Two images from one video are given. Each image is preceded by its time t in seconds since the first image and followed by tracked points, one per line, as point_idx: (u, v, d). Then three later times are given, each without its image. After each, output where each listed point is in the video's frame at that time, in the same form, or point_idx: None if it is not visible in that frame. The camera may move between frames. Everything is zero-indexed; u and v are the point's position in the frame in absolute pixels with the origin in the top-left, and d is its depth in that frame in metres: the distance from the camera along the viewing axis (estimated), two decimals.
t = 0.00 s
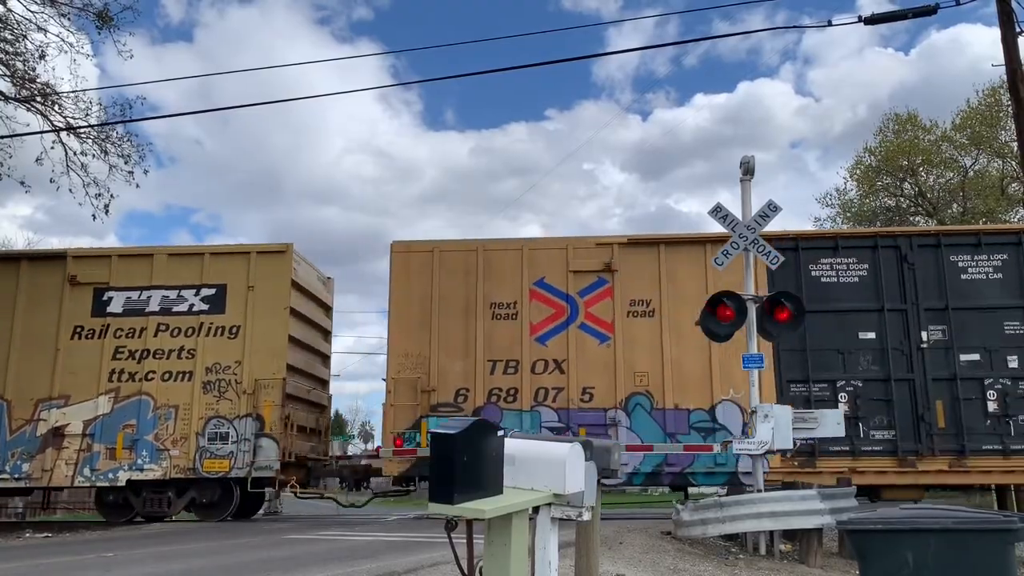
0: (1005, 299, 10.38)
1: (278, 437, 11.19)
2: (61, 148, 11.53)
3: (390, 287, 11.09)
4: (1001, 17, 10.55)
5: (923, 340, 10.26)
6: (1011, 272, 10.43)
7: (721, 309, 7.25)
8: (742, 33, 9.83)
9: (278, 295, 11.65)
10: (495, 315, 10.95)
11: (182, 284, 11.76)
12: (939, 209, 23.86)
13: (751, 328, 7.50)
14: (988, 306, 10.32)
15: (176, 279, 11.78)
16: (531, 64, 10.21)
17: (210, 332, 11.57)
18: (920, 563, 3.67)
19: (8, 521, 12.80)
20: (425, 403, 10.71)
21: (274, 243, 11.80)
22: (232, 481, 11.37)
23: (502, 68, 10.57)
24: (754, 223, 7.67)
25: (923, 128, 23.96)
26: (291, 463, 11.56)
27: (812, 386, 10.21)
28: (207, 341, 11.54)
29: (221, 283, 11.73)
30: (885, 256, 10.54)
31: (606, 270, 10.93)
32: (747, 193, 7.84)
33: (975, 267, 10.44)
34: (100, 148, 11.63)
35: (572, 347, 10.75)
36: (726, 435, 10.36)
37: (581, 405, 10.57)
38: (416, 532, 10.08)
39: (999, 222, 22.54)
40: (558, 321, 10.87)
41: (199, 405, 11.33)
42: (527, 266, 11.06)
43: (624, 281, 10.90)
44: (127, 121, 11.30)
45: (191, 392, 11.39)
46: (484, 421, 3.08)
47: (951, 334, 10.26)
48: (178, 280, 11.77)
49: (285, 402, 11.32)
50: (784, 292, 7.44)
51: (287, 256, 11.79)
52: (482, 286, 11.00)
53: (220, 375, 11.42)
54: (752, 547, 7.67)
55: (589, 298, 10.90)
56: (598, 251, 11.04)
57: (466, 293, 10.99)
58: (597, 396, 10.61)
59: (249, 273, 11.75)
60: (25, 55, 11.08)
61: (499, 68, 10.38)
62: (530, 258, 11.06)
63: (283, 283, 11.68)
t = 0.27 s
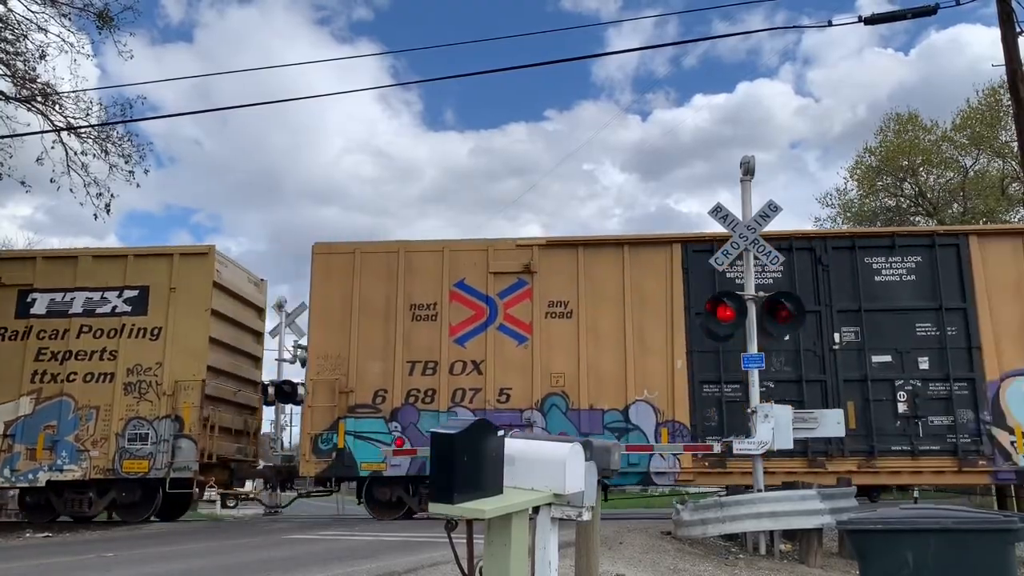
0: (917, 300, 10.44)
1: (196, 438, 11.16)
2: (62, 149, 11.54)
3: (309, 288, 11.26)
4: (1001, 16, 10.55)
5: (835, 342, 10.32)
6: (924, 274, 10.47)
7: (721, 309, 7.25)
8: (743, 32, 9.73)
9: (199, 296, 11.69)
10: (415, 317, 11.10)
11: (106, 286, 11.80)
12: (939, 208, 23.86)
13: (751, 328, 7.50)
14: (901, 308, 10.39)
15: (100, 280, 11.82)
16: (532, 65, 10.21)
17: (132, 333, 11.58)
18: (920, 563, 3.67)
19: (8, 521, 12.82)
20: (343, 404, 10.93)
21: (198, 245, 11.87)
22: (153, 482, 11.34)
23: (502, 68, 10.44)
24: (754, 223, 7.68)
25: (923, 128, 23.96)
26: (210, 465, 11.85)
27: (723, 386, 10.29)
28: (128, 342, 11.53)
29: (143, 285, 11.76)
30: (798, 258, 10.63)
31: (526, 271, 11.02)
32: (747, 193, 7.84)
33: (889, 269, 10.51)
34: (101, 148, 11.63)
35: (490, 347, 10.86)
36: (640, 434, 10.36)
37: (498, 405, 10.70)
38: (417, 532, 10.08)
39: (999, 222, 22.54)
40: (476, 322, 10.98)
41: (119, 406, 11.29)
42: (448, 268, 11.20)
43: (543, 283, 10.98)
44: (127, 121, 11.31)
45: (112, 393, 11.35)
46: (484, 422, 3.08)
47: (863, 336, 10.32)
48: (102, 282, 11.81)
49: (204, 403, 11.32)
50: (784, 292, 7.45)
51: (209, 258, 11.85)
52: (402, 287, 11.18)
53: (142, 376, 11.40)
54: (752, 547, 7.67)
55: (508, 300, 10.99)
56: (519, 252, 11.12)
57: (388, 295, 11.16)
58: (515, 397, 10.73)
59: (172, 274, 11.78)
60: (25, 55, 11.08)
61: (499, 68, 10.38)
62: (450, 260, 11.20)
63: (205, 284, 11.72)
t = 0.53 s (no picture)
0: (831, 301, 10.53)
1: (116, 439, 11.13)
2: (62, 148, 11.53)
3: (231, 290, 11.34)
4: (1001, 16, 10.54)
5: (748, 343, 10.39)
6: (839, 276, 10.58)
7: (721, 309, 7.24)
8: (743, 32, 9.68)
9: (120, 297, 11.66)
10: (336, 318, 11.18)
11: (29, 288, 11.78)
12: (939, 208, 23.84)
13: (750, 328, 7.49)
14: (816, 308, 10.49)
15: (23, 282, 11.80)
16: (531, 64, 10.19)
17: (54, 334, 11.55)
18: (920, 563, 3.66)
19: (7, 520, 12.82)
20: (262, 405, 10.98)
21: (120, 246, 11.84)
22: (73, 481, 11.31)
23: (501, 69, 10.33)
24: (754, 223, 7.67)
25: (923, 128, 23.96)
26: (134, 466, 11.71)
27: (637, 386, 10.41)
28: (49, 343, 11.51)
29: (65, 286, 11.73)
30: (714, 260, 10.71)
31: (446, 273, 11.11)
32: (747, 192, 7.83)
33: (804, 271, 10.60)
34: (100, 148, 11.62)
35: (409, 349, 10.95)
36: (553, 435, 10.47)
37: (415, 406, 10.78)
38: (416, 532, 10.07)
39: (999, 221, 22.53)
40: (397, 323, 11.07)
41: (40, 407, 11.25)
42: (369, 269, 11.27)
43: (463, 284, 11.08)
44: (127, 121, 11.29)
45: (33, 394, 11.32)
46: (484, 421, 3.08)
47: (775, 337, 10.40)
48: (24, 283, 11.79)
49: (124, 404, 11.27)
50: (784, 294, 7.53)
51: (130, 259, 11.82)
52: (324, 288, 11.26)
53: (63, 377, 11.36)
54: (753, 547, 7.67)
55: (428, 301, 11.08)
56: (440, 254, 11.21)
57: (309, 297, 11.24)
58: (432, 398, 10.81)
59: (93, 275, 11.75)
60: (25, 55, 11.07)
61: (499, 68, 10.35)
62: (370, 261, 11.27)
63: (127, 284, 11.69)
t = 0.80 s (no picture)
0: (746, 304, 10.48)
1: (36, 442, 11.04)
2: (62, 148, 11.53)
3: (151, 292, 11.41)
4: (1001, 16, 10.54)
5: (662, 345, 10.34)
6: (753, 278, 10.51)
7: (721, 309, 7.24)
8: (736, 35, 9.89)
9: (42, 299, 11.53)
10: (255, 320, 11.13)
11: None
12: (939, 208, 23.84)
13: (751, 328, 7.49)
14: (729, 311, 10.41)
15: None
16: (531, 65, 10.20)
17: None
18: (920, 563, 3.66)
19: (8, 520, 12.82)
20: (179, 407, 10.93)
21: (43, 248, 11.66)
22: None
23: (503, 68, 10.50)
24: (754, 223, 7.67)
25: (923, 128, 23.97)
26: (55, 467, 11.57)
27: (553, 387, 10.36)
28: None
29: None
30: (629, 262, 10.66)
31: (366, 275, 11.05)
32: (747, 193, 7.83)
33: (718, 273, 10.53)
34: (100, 148, 11.62)
35: (327, 350, 10.87)
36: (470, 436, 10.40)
37: (332, 408, 10.71)
38: (417, 532, 10.07)
39: (999, 221, 22.53)
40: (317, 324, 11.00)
41: None
42: (290, 270, 11.22)
43: (384, 286, 11.01)
44: (127, 121, 11.29)
45: None
46: (484, 421, 3.08)
47: (689, 339, 10.33)
48: None
49: (46, 407, 11.17)
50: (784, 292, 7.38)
51: (55, 261, 11.64)
52: (244, 290, 11.21)
53: None
54: (752, 548, 7.67)
55: (348, 303, 11.02)
56: (362, 256, 11.15)
57: (230, 298, 11.21)
58: (350, 400, 10.74)
59: (16, 278, 11.61)
60: (25, 55, 11.07)
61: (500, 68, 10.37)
62: (291, 263, 11.22)
63: (49, 286, 11.56)
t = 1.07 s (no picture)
0: (659, 306, 10.45)
1: None
2: (62, 148, 11.53)
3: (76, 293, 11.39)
4: (1001, 16, 10.55)
5: (577, 345, 10.33)
6: (668, 280, 10.50)
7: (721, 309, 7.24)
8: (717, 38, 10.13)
9: None
10: (176, 321, 11.11)
11: None
12: (939, 208, 23.82)
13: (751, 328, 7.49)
14: (642, 313, 10.39)
15: None
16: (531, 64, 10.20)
17: None
18: (920, 563, 3.66)
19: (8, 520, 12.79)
20: (99, 408, 10.90)
21: None
22: None
23: (502, 68, 10.67)
24: (754, 223, 7.67)
25: (923, 128, 23.98)
26: None
27: (469, 387, 10.34)
28: None
29: None
30: (548, 263, 10.67)
31: (286, 276, 11.01)
32: (747, 193, 7.83)
33: (634, 274, 10.53)
34: (100, 148, 11.62)
35: (246, 352, 10.83)
36: (385, 437, 10.36)
37: (250, 410, 10.66)
38: (416, 531, 10.07)
39: (999, 221, 22.52)
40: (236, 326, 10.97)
41: None
42: (211, 272, 11.21)
43: (303, 287, 10.97)
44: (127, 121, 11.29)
45: None
46: (484, 421, 3.08)
47: (604, 340, 10.33)
48: None
49: None
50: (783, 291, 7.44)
51: None
52: (165, 292, 11.20)
53: None
54: (752, 547, 7.67)
55: (268, 305, 10.98)
56: (282, 258, 11.12)
57: (151, 299, 11.20)
58: (268, 401, 10.69)
59: None
60: (25, 55, 11.07)
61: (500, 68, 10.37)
62: (213, 264, 11.22)
63: None
